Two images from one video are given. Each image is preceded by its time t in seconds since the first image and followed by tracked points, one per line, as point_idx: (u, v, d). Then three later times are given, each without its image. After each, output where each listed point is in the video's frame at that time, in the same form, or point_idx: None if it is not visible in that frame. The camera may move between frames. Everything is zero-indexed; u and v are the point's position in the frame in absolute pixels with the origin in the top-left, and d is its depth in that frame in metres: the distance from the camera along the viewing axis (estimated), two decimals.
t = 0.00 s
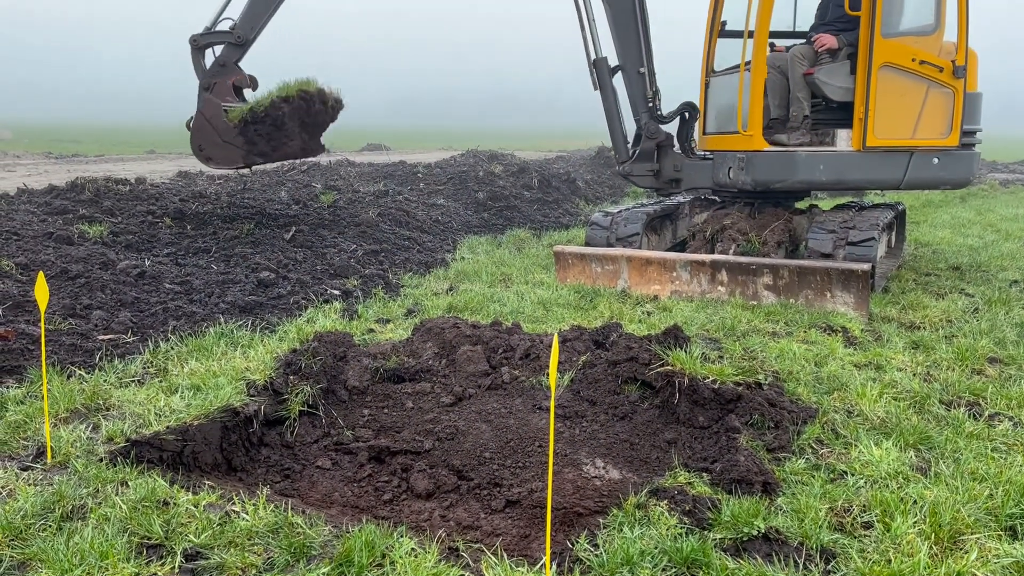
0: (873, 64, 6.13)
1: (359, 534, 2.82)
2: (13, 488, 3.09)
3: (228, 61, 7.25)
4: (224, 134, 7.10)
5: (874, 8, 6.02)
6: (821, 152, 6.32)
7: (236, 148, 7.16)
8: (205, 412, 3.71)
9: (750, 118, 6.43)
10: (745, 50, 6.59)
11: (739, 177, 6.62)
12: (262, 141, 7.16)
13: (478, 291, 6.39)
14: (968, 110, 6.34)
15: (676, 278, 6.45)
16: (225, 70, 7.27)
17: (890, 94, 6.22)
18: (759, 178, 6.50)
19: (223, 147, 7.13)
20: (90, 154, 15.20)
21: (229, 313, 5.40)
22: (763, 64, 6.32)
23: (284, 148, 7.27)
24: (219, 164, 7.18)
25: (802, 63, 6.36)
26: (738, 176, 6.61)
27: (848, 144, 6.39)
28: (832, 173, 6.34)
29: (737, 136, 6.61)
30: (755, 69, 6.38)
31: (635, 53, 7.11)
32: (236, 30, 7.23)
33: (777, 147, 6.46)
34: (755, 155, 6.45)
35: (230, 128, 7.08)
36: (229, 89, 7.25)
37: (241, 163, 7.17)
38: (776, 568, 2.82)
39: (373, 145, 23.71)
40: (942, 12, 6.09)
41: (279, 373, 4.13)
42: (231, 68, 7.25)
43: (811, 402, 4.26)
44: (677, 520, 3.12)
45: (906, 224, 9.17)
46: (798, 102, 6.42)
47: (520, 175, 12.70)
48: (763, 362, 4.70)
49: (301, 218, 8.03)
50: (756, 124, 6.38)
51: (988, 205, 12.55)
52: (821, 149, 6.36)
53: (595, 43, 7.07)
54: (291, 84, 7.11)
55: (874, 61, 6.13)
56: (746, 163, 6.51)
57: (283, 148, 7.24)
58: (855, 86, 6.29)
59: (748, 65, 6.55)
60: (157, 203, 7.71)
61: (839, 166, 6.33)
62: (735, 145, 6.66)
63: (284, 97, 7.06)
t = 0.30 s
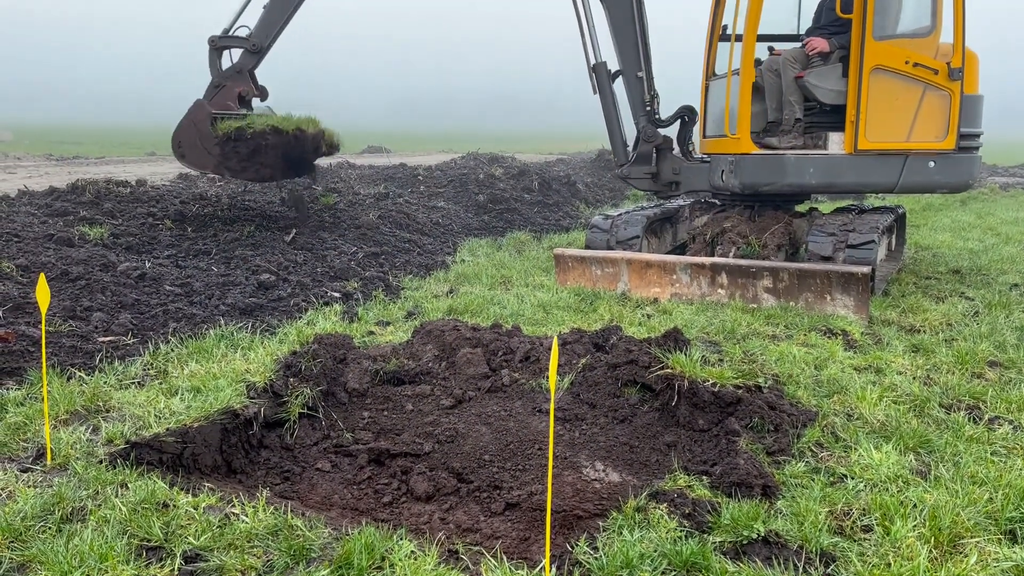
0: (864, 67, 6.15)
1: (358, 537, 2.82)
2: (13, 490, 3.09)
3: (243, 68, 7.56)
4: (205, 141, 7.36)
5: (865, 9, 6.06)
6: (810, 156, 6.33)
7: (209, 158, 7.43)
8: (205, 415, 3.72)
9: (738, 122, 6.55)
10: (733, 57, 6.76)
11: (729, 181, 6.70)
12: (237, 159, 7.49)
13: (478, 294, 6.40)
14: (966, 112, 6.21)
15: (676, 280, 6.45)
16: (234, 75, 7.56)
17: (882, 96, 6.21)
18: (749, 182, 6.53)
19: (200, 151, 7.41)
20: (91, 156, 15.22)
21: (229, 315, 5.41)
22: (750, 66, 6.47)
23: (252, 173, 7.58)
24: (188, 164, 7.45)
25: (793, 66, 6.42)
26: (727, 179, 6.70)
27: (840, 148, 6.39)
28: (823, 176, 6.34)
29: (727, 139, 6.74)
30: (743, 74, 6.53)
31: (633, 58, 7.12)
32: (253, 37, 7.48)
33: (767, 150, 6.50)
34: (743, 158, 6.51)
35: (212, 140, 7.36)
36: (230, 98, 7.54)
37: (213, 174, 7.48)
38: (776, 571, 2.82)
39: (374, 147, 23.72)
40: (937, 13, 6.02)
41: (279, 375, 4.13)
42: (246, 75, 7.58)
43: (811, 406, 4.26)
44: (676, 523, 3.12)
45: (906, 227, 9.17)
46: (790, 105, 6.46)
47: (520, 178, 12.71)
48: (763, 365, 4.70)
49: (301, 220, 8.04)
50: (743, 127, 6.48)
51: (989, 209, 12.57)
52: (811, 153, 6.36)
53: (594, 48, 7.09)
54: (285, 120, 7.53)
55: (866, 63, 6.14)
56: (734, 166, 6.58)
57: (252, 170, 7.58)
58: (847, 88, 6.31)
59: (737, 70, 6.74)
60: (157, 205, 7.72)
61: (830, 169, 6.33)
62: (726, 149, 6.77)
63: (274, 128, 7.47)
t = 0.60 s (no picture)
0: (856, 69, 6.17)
1: (358, 539, 2.82)
2: (13, 492, 3.09)
3: (254, 67, 7.46)
4: (185, 132, 7.17)
5: (857, 12, 6.09)
6: (803, 158, 6.37)
7: (182, 145, 7.23)
8: (204, 417, 3.72)
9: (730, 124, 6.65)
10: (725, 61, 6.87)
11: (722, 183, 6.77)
12: (207, 157, 7.31)
13: (477, 296, 6.40)
14: (963, 115, 6.15)
15: (675, 282, 6.45)
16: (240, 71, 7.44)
17: (876, 98, 6.21)
18: (741, 184, 6.59)
19: (175, 138, 7.20)
20: (90, 157, 15.23)
21: (229, 316, 5.41)
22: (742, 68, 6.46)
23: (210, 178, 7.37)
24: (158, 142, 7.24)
25: (787, 69, 6.52)
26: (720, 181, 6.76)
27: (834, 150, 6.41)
28: (816, 178, 6.38)
29: (720, 142, 6.83)
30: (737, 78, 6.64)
31: (633, 60, 7.12)
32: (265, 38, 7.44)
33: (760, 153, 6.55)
34: (735, 160, 6.56)
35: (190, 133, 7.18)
36: (228, 94, 7.37)
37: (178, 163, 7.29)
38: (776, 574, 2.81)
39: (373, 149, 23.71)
40: (934, 14, 5.98)
41: (278, 377, 4.12)
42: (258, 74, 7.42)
43: (811, 408, 4.26)
44: (676, 525, 3.11)
45: (906, 229, 9.18)
46: (785, 108, 6.59)
47: (520, 180, 12.72)
48: (763, 367, 4.70)
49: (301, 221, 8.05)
50: (734, 129, 6.54)
51: (988, 211, 12.57)
52: (804, 155, 6.40)
53: (595, 49, 7.09)
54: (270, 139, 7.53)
55: (858, 65, 6.16)
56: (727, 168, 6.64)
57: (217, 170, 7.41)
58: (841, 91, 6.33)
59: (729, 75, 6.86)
60: (157, 207, 7.72)
61: (823, 171, 6.36)
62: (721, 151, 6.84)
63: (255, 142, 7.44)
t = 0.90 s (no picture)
0: (853, 70, 6.18)
1: (357, 540, 2.82)
2: (12, 493, 3.08)
3: (259, 66, 7.57)
4: (167, 115, 7.07)
5: (854, 12, 6.10)
6: (800, 158, 6.38)
7: (160, 126, 7.12)
8: (203, 418, 3.72)
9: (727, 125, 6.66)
10: (723, 62, 6.89)
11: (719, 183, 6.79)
12: (180, 144, 7.19)
13: (477, 297, 6.40)
14: (961, 115, 6.16)
15: (674, 283, 6.45)
16: (245, 66, 7.54)
17: (873, 98, 6.22)
18: (737, 184, 6.62)
19: (156, 117, 7.10)
20: (90, 159, 15.25)
21: (228, 318, 5.40)
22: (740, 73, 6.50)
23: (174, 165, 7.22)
24: (139, 115, 7.14)
25: (784, 70, 6.49)
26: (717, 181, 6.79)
27: (831, 150, 6.41)
28: (813, 179, 6.39)
29: (717, 142, 6.85)
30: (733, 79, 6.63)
31: (633, 61, 7.12)
32: (271, 38, 7.43)
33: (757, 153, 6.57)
34: (732, 160, 6.59)
35: (171, 117, 7.08)
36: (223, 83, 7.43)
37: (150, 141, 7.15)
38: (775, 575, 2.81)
39: (373, 150, 23.70)
40: (931, 15, 5.98)
41: (278, 378, 4.12)
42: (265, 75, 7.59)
43: (811, 409, 4.26)
44: (676, 526, 3.11)
45: (905, 230, 9.18)
46: (782, 109, 6.56)
47: (519, 181, 12.72)
48: (763, 368, 4.70)
49: (300, 222, 8.05)
50: (731, 129, 6.56)
51: (988, 212, 12.59)
52: (801, 155, 6.41)
53: (595, 50, 7.09)
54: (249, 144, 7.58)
55: (855, 65, 6.17)
56: (724, 168, 6.66)
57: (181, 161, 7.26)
58: (838, 92, 6.33)
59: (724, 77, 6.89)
60: (156, 208, 7.72)
61: (820, 172, 6.37)
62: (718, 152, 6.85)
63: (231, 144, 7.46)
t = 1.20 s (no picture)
0: (852, 70, 6.18)
1: (356, 541, 2.82)
2: (11, 494, 3.08)
3: (256, 65, 7.47)
4: (151, 91, 7.01)
5: (853, 13, 6.11)
6: (799, 158, 6.38)
7: (139, 99, 7.05)
8: (203, 419, 3.72)
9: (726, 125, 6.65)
10: (722, 62, 6.87)
11: (718, 183, 6.80)
12: (153, 122, 7.12)
13: (476, 297, 6.40)
14: (960, 115, 6.17)
15: (674, 283, 6.45)
16: (244, 60, 7.47)
17: (872, 98, 6.22)
18: (737, 184, 6.63)
19: (139, 89, 7.03)
20: (88, 159, 15.25)
21: (227, 318, 5.40)
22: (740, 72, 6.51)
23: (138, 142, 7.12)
24: (123, 80, 7.07)
25: (784, 69, 6.50)
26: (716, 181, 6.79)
27: (831, 150, 6.41)
28: (812, 179, 6.39)
29: (716, 142, 6.84)
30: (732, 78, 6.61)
31: (632, 60, 7.12)
32: (272, 36, 7.43)
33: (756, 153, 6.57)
34: (732, 160, 6.59)
35: (152, 94, 7.02)
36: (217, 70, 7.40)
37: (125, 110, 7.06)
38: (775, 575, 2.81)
39: (372, 151, 23.70)
40: (930, 15, 5.98)
41: (277, 378, 4.12)
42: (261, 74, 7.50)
43: (810, 409, 4.26)
44: (675, 526, 3.11)
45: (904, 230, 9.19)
46: (781, 108, 6.55)
47: (518, 181, 12.72)
48: (762, 368, 4.70)
49: (299, 223, 8.05)
50: (731, 128, 6.55)
51: (987, 211, 12.61)
52: (801, 156, 6.41)
53: (594, 49, 7.09)
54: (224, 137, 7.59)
55: (854, 65, 6.17)
56: (723, 168, 6.67)
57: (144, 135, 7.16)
58: (838, 91, 6.33)
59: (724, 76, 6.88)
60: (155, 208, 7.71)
61: (819, 172, 6.38)
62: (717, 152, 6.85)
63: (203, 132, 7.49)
